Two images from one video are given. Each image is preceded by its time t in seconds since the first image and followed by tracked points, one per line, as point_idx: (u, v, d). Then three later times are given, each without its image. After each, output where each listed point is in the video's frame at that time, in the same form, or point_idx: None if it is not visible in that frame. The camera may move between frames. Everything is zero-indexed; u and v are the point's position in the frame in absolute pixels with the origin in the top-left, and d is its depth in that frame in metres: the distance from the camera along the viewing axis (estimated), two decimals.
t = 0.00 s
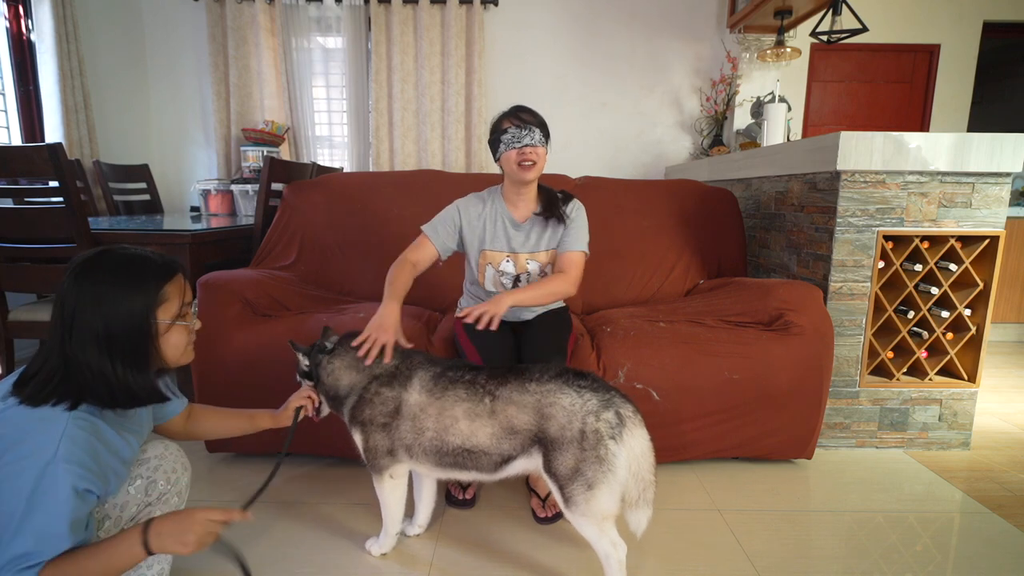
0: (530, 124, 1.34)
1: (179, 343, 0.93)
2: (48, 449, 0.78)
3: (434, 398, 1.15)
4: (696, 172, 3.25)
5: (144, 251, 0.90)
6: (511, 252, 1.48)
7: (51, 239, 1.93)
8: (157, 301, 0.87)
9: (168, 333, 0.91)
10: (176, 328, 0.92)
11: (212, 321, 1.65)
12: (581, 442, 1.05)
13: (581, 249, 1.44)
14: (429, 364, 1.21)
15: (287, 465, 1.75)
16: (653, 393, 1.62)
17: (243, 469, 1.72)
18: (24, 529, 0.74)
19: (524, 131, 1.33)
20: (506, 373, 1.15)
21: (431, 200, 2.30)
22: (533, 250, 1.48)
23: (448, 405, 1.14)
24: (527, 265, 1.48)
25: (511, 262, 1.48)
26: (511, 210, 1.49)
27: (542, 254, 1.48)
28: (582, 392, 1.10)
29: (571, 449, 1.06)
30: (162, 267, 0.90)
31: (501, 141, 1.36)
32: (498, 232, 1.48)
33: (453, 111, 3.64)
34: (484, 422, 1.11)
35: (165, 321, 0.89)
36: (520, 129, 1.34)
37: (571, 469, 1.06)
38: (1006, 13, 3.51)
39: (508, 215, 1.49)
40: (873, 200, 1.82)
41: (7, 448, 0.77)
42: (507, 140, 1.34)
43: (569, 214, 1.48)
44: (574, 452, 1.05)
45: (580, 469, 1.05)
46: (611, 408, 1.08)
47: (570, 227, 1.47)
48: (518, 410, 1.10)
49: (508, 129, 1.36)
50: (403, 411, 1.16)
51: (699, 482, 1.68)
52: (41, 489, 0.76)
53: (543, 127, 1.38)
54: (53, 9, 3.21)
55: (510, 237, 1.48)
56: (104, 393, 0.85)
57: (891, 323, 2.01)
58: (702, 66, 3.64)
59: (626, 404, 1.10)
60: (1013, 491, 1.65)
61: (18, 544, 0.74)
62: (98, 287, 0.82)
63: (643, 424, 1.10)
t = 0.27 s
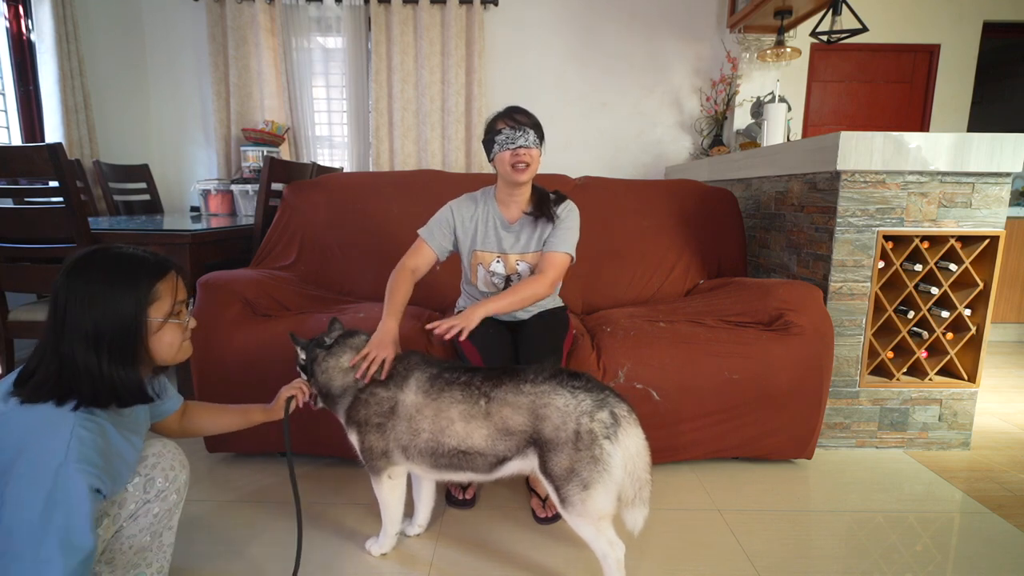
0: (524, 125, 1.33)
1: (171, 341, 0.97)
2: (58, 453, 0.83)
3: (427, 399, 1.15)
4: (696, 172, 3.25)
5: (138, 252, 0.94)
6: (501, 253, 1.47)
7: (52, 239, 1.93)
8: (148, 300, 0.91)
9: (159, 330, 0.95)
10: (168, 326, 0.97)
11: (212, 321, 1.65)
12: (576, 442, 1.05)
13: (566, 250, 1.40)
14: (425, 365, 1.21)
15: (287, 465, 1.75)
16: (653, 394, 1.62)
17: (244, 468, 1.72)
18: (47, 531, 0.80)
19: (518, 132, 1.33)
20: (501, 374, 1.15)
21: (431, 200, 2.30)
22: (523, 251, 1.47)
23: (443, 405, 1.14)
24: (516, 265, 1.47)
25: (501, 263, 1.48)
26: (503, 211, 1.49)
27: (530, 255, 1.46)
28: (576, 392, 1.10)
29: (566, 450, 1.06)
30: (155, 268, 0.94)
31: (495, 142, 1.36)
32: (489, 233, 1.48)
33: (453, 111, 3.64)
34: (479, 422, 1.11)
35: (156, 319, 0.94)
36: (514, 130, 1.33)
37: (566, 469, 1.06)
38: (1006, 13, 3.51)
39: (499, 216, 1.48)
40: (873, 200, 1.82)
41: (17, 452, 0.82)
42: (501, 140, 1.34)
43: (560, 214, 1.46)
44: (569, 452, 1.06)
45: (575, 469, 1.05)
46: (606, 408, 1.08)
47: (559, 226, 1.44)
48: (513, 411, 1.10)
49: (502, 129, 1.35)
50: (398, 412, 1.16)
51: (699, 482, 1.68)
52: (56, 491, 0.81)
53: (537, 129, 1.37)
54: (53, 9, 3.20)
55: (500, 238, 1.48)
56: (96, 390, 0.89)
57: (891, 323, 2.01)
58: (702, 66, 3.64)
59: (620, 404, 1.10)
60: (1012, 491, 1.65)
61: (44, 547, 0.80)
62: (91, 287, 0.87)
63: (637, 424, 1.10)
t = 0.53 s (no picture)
0: (519, 126, 1.33)
1: (172, 341, 0.97)
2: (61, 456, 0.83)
3: (426, 395, 1.16)
4: (696, 172, 3.25)
5: (139, 251, 0.94)
6: (496, 255, 1.47)
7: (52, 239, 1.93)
8: (150, 299, 0.91)
9: (159, 330, 0.95)
10: (169, 326, 0.96)
11: (212, 322, 1.65)
12: (571, 438, 1.07)
13: (557, 251, 1.37)
14: (424, 363, 1.22)
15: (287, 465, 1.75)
16: (653, 394, 1.62)
17: (243, 468, 1.72)
18: (47, 537, 0.81)
19: (513, 133, 1.33)
20: (499, 370, 1.17)
21: (431, 200, 2.30)
22: (517, 253, 1.46)
23: (442, 399, 1.15)
24: (511, 268, 1.47)
25: (495, 265, 1.48)
26: (497, 212, 1.48)
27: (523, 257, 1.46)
28: (572, 390, 1.11)
29: (562, 445, 1.07)
30: (157, 268, 0.94)
31: (489, 143, 1.36)
32: (484, 235, 1.48)
33: (453, 111, 3.64)
34: (478, 416, 1.12)
35: (158, 319, 0.93)
36: (509, 131, 1.33)
37: (561, 465, 1.07)
38: (1006, 13, 3.51)
39: (494, 218, 1.48)
40: (873, 200, 1.82)
41: (20, 454, 0.83)
42: (496, 141, 1.34)
43: (553, 214, 1.44)
44: (565, 448, 1.07)
45: (570, 465, 1.07)
46: (601, 406, 1.09)
47: (552, 226, 1.42)
48: (511, 405, 1.11)
49: (497, 130, 1.35)
50: (396, 409, 1.17)
51: (699, 482, 1.68)
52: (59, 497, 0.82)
53: (533, 131, 1.37)
54: (53, 9, 3.20)
55: (495, 240, 1.48)
56: (98, 388, 0.88)
57: (891, 323, 2.01)
58: (702, 66, 3.64)
59: (615, 402, 1.12)
60: (1013, 491, 1.65)
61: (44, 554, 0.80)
62: (93, 287, 0.87)
63: (632, 422, 1.11)
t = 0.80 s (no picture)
0: (517, 127, 1.33)
1: (170, 338, 0.97)
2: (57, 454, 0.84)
3: (427, 390, 1.17)
4: (696, 172, 3.25)
5: (138, 250, 0.94)
6: (495, 256, 1.47)
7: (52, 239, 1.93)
8: (150, 297, 0.91)
9: (159, 328, 0.94)
10: (168, 323, 0.96)
11: (213, 322, 1.65)
12: (569, 430, 1.09)
13: (556, 253, 1.37)
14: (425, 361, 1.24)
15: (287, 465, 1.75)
16: (653, 394, 1.62)
17: (243, 468, 1.72)
18: (47, 535, 0.82)
19: (511, 134, 1.33)
20: (499, 366, 1.19)
21: (431, 200, 2.30)
22: (516, 253, 1.46)
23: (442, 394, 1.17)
24: (510, 268, 1.47)
25: (494, 266, 1.48)
26: (495, 213, 1.48)
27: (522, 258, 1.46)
28: (570, 383, 1.14)
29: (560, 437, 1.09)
30: (156, 266, 0.94)
31: (487, 144, 1.36)
32: (483, 235, 1.48)
33: (453, 111, 3.64)
34: (478, 410, 1.14)
35: (157, 316, 0.93)
36: (507, 132, 1.33)
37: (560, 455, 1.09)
38: (1006, 12, 3.51)
39: (492, 219, 1.48)
40: (873, 200, 1.82)
41: (15, 452, 0.83)
42: (494, 142, 1.34)
43: (551, 214, 1.44)
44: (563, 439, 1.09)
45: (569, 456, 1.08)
46: (599, 400, 1.12)
47: (550, 226, 1.42)
48: (510, 397, 1.13)
49: (494, 131, 1.35)
50: (397, 407, 1.17)
51: (700, 482, 1.68)
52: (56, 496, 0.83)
53: (530, 131, 1.37)
54: (53, 9, 3.20)
55: (494, 241, 1.48)
56: (96, 385, 0.88)
57: (891, 323, 2.01)
58: (702, 66, 3.64)
59: (612, 396, 1.14)
60: (1012, 491, 1.65)
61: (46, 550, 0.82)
62: (93, 284, 0.87)
63: (629, 415, 1.14)
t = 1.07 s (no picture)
0: (514, 128, 1.33)
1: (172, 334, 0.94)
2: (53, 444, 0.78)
3: (424, 393, 1.17)
4: (696, 172, 3.25)
5: (137, 246, 0.91)
6: (494, 257, 1.47)
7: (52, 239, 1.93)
8: (152, 292, 0.88)
9: (161, 322, 0.91)
10: (169, 318, 0.93)
11: (213, 322, 1.65)
12: (570, 431, 1.09)
13: (557, 253, 1.37)
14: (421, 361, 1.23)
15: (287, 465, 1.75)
16: (653, 393, 1.62)
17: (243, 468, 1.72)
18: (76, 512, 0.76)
19: (508, 134, 1.33)
20: (496, 366, 1.18)
21: (431, 199, 2.30)
22: (514, 254, 1.46)
23: (440, 396, 1.16)
24: (509, 269, 1.47)
25: (493, 267, 1.48)
26: (494, 213, 1.48)
27: (521, 259, 1.45)
28: (569, 382, 1.14)
29: (561, 438, 1.10)
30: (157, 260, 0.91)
31: (484, 145, 1.36)
32: (481, 236, 1.48)
33: (453, 111, 3.64)
34: (476, 412, 1.14)
35: (159, 310, 0.90)
36: (504, 132, 1.33)
37: (559, 456, 1.10)
38: (1006, 12, 3.51)
39: (490, 219, 1.47)
40: (873, 200, 1.82)
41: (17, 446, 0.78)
42: (491, 142, 1.34)
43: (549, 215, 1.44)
44: (564, 440, 1.09)
45: (568, 457, 1.09)
46: (599, 399, 1.12)
47: (549, 227, 1.42)
48: (509, 399, 1.13)
49: (492, 131, 1.35)
50: (394, 409, 1.17)
51: (700, 482, 1.68)
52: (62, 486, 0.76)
53: (528, 132, 1.37)
54: (53, 9, 3.20)
55: (492, 241, 1.47)
56: (106, 380, 0.86)
57: (891, 323, 2.01)
58: (702, 66, 3.64)
59: (611, 393, 1.15)
60: (1013, 491, 1.65)
61: (82, 544, 0.77)
62: (93, 278, 0.83)
63: (628, 413, 1.15)
